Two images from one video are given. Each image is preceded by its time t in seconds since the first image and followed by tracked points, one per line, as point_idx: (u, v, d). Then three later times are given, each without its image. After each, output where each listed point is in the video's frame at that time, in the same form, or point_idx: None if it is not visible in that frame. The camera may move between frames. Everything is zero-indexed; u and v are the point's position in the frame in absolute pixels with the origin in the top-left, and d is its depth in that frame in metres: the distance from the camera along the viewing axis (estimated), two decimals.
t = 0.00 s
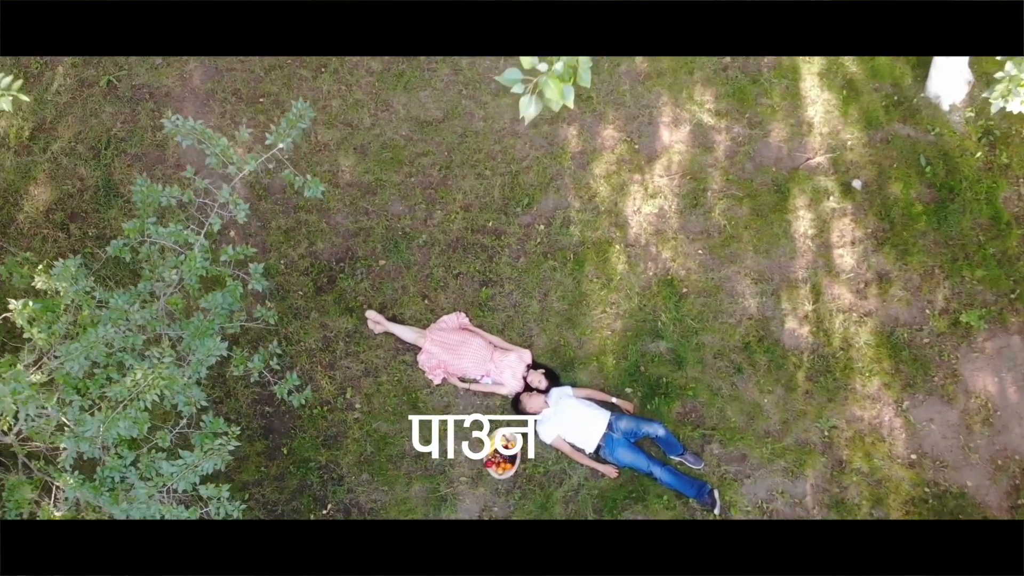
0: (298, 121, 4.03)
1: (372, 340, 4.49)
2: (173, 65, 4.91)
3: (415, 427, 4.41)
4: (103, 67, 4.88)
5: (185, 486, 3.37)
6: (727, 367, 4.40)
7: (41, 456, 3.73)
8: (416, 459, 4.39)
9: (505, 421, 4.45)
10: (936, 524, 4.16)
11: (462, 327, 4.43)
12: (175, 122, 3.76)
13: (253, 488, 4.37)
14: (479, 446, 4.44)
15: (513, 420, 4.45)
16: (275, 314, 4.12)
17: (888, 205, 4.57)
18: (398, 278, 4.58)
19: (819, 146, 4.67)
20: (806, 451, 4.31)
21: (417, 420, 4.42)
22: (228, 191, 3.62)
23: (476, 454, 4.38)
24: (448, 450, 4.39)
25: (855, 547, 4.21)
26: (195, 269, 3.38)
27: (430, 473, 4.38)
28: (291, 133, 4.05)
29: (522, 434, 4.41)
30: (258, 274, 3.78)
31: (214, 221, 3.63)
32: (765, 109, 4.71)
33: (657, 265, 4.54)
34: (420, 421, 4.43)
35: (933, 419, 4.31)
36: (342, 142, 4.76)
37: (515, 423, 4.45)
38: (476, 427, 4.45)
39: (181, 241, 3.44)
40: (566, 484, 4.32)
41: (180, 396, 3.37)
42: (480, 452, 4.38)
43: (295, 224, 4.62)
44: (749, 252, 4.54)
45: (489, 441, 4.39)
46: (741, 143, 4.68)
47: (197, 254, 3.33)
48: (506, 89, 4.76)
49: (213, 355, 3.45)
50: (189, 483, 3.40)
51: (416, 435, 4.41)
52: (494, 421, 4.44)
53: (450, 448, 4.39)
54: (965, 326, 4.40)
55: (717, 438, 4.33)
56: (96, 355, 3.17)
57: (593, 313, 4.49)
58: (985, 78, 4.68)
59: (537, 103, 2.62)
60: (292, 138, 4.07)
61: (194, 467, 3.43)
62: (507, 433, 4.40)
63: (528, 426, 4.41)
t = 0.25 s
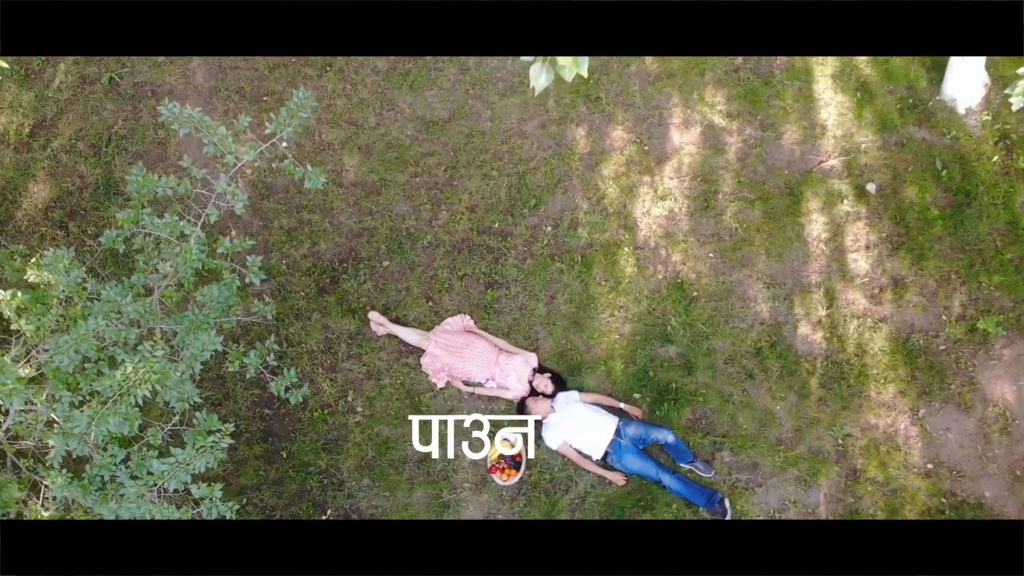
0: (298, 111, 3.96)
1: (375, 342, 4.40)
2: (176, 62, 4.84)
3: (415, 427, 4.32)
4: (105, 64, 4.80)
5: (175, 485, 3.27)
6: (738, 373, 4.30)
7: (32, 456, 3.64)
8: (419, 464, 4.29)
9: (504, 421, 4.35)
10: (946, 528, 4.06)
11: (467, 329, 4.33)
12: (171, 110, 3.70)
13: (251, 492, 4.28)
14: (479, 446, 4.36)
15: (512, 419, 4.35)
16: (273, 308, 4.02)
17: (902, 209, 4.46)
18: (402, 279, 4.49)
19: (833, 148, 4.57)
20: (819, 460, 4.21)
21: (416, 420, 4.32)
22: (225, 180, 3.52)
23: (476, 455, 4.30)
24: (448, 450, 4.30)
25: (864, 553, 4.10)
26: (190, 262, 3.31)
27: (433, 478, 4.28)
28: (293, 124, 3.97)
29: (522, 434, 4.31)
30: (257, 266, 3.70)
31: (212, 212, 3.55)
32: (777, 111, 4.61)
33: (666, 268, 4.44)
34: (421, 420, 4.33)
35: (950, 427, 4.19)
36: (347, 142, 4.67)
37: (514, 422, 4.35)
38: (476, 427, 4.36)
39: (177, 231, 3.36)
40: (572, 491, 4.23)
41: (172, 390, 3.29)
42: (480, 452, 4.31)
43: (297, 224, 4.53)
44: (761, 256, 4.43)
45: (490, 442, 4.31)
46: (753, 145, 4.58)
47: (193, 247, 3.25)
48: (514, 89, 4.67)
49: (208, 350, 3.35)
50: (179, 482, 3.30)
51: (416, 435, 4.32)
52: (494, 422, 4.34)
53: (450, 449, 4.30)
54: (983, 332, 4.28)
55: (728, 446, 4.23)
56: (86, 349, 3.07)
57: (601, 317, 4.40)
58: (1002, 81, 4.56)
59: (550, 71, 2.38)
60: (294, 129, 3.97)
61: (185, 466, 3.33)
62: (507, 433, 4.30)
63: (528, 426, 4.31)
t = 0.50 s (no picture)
0: (298, 97, 3.76)
1: (377, 342, 4.31)
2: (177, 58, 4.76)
3: (415, 427, 4.22)
4: (106, 59, 4.72)
5: (166, 482, 3.17)
6: (750, 376, 4.20)
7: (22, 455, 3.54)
8: (421, 468, 4.19)
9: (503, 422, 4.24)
10: (965, 538, 3.94)
11: (471, 330, 4.23)
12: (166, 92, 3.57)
13: (249, 495, 4.19)
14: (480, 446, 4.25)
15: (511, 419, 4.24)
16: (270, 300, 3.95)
17: (918, 210, 4.33)
18: (405, 278, 4.39)
19: (846, 149, 4.45)
20: (833, 466, 4.10)
21: (416, 420, 4.22)
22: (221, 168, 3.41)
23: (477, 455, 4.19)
24: (448, 450, 4.20)
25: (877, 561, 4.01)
26: (185, 250, 3.28)
27: (435, 481, 4.18)
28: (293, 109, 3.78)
29: (522, 434, 4.20)
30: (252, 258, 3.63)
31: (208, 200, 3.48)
32: (790, 111, 4.49)
33: (676, 268, 4.34)
34: (420, 421, 4.23)
35: (967, 433, 4.08)
36: (350, 139, 4.57)
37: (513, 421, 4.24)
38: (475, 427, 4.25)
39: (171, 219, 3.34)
40: (578, 496, 4.13)
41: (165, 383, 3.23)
42: (480, 453, 4.20)
43: (299, 221, 4.45)
44: (773, 257, 4.33)
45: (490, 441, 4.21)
46: (765, 144, 4.47)
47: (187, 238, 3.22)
48: (520, 87, 4.57)
49: (201, 341, 3.30)
50: (170, 478, 3.21)
51: (416, 436, 4.22)
52: (494, 422, 4.23)
53: (450, 449, 4.20)
54: (1002, 336, 4.16)
55: (739, 451, 4.13)
56: (75, 339, 3.00)
57: (609, 318, 4.30)
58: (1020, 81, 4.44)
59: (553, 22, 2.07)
60: (294, 116, 3.80)
61: (176, 462, 3.24)
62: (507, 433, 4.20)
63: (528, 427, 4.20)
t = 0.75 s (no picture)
0: (298, 77, 3.66)
1: (380, 342, 4.19)
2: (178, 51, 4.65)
3: (415, 427, 4.11)
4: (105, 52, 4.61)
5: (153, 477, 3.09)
6: (764, 379, 4.08)
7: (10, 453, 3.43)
8: (423, 470, 4.07)
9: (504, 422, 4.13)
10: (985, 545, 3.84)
11: (477, 329, 4.12)
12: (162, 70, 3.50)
13: (246, 497, 4.07)
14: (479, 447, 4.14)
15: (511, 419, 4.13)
16: (265, 288, 3.84)
17: (936, 209, 4.19)
18: (409, 276, 4.28)
19: (862, 147, 4.31)
20: (851, 471, 3.98)
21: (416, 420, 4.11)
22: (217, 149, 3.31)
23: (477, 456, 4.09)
24: (448, 451, 4.09)
25: (891, 567, 3.92)
26: (177, 235, 3.19)
27: (438, 485, 4.06)
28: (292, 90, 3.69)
29: (522, 434, 4.10)
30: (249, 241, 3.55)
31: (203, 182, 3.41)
32: (804, 108, 4.36)
33: (687, 268, 4.21)
34: (420, 421, 4.12)
35: (989, 438, 3.95)
36: (354, 134, 4.44)
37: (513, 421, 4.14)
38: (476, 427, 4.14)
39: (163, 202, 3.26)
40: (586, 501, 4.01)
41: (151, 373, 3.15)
42: (481, 453, 4.09)
43: (301, 218, 4.33)
44: (788, 256, 4.20)
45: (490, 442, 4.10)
46: (779, 142, 4.34)
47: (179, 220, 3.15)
48: (528, 82, 4.45)
49: (192, 330, 3.21)
50: (156, 472, 3.13)
51: (416, 435, 4.11)
52: (495, 422, 4.13)
53: (450, 449, 4.09)
54: None
55: (754, 456, 4.01)
56: (59, 325, 2.92)
57: (618, 318, 4.18)
58: None
59: None
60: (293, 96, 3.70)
61: (163, 455, 3.16)
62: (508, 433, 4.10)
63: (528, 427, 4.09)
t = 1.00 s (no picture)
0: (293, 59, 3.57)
1: (383, 339, 4.09)
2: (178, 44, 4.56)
3: (415, 427, 4.01)
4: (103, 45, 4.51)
5: (140, 469, 3.06)
6: (777, 378, 3.98)
7: None
8: (426, 471, 3.97)
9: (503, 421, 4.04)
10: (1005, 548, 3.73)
11: (481, 327, 4.03)
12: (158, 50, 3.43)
13: (243, 498, 3.96)
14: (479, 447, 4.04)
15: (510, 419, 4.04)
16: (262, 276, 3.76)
17: (953, 206, 4.08)
18: (411, 272, 4.18)
19: (875, 143, 4.20)
20: (867, 474, 3.87)
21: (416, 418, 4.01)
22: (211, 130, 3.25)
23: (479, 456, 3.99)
24: (448, 450, 3.99)
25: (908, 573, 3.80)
26: (169, 220, 3.17)
27: (441, 486, 3.96)
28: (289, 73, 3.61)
29: (523, 434, 4.02)
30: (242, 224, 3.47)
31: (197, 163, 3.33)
32: (816, 104, 4.24)
33: (697, 265, 4.11)
34: (420, 421, 4.01)
35: (1008, 440, 3.84)
36: (356, 129, 4.33)
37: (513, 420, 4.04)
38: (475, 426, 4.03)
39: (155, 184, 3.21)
40: (594, 502, 3.91)
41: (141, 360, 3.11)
42: (482, 453, 3.99)
43: (302, 213, 4.24)
44: (800, 253, 4.10)
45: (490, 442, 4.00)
46: (791, 138, 4.22)
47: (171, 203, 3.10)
48: (535, 77, 4.33)
49: (183, 316, 3.19)
50: (143, 464, 3.09)
51: (416, 435, 4.01)
52: (495, 422, 4.03)
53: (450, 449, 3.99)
54: None
55: (766, 458, 3.90)
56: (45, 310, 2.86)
57: (626, 316, 4.07)
58: None
59: None
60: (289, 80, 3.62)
61: (151, 446, 3.12)
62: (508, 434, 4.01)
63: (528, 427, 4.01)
